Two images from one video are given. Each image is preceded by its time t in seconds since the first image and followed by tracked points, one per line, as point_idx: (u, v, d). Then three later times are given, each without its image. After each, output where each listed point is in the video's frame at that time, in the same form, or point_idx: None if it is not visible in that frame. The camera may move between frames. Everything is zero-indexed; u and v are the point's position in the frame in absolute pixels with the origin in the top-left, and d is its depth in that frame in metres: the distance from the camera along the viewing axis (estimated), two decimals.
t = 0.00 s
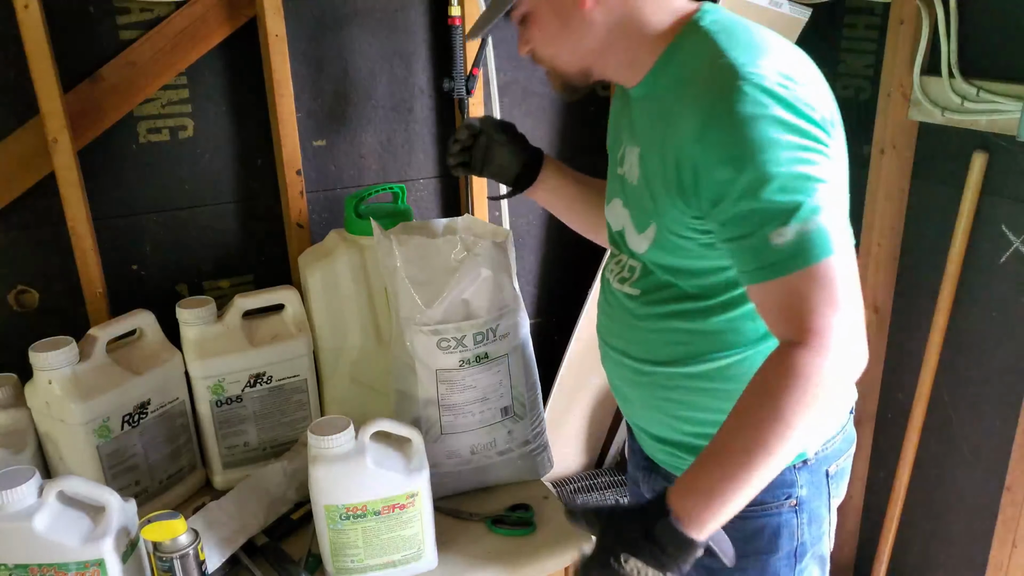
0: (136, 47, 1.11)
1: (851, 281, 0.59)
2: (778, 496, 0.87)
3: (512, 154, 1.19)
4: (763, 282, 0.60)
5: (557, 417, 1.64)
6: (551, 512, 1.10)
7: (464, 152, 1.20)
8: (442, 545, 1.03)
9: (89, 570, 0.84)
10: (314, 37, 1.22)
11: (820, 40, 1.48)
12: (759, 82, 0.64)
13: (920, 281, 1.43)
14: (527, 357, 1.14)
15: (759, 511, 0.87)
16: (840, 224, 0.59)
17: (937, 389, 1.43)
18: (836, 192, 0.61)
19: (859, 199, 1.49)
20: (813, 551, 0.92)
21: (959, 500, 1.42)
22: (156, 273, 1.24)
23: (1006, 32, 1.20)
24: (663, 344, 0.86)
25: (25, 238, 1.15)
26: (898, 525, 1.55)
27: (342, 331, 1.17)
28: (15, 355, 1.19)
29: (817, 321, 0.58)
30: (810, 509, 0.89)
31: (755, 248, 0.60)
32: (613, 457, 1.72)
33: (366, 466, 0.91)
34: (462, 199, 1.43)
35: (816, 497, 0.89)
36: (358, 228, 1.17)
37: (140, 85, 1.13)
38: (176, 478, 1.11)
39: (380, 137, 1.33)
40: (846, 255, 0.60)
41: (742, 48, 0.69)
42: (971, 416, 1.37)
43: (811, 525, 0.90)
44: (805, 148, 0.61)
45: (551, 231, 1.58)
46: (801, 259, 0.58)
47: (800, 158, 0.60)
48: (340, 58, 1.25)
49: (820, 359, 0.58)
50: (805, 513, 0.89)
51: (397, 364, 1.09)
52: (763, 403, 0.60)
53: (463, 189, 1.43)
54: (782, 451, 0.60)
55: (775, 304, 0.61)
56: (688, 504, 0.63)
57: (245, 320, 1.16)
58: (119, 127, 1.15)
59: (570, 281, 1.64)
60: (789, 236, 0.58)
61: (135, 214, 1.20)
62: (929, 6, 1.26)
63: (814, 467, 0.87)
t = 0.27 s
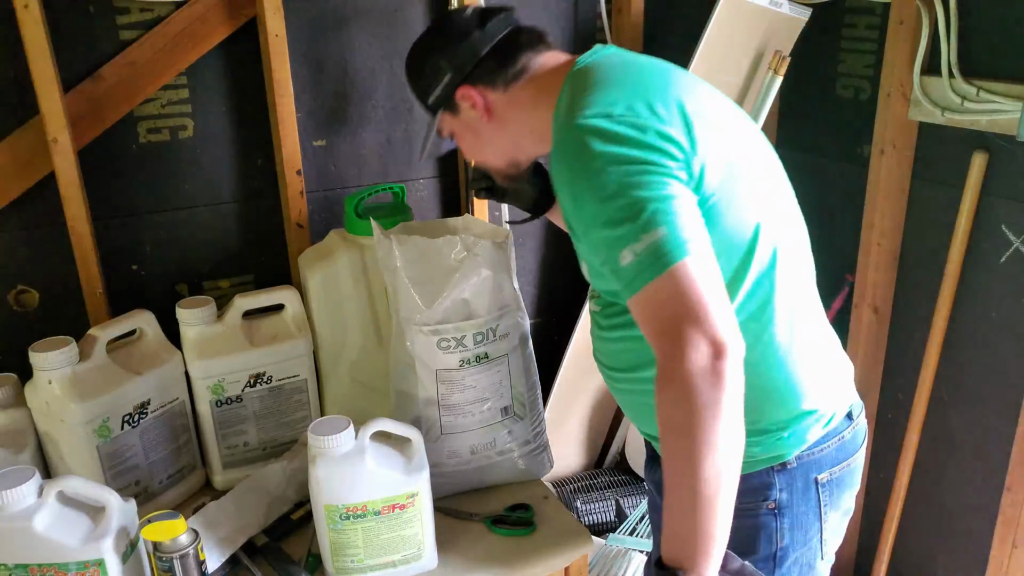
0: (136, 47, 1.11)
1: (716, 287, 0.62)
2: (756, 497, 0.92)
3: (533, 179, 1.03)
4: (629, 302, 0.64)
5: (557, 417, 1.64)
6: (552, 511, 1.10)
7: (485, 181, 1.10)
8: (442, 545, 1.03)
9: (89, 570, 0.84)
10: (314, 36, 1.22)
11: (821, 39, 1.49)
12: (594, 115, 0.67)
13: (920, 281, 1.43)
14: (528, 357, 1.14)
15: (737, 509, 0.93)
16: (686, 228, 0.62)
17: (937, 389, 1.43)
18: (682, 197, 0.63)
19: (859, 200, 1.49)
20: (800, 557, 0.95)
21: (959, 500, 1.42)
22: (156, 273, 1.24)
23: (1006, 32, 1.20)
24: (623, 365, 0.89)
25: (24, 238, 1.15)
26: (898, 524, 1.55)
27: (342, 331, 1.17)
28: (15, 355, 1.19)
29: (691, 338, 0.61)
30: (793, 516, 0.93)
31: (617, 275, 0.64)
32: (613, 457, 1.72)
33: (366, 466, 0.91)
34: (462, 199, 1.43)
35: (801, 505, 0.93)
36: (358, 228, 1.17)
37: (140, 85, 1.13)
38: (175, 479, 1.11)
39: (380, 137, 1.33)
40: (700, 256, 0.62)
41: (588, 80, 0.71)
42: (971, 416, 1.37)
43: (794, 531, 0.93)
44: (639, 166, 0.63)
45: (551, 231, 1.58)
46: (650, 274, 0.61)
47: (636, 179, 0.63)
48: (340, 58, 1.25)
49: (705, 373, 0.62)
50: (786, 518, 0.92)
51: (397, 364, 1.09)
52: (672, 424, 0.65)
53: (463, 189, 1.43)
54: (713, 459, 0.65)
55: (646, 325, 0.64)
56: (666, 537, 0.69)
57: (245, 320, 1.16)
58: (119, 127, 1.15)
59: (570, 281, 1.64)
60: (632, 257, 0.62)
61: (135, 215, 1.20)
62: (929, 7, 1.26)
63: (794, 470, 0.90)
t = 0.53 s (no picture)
0: (136, 47, 1.11)
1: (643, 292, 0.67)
2: (735, 500, 0.93)
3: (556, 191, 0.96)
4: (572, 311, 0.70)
5: (557, 417, 1.64)
6: (552, 511, 1.10)
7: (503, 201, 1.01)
8: (442, 545, 1.03)
9: (89, 570, 0.84)
10: (314, 36, 1.22)
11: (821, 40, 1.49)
12: (539, 142, 0.73)
13: (921, 281, 1.43)
14: (528, 357, 1.14)
15: (718, 512, 0.95)
16: (619, 239, 0.66)
17: (937, 389, 1.43)
18: (616, 212, 0.68)
19: (859, 200, 1.49)
20: (780, 561, 0.96)
21: (959, 500, 1.42)
22: (156, 273, 1.24)
23: (1006, 32, 1.19)
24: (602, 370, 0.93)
25: (24, 238, 1.15)
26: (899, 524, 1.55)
27: (342, 332, 1.17)
28: (15, 356, 1.19)
29: (627, 344, 0.67)
30: (772, 520, 0.94)
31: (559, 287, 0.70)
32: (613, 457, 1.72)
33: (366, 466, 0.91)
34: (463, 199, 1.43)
35: (781, 511, 0.94)
36: (358, 228, 1.17)
37: (140, 85, 1.13)
38: (175, 478, 1.11)
39: (380, 137, 1.33)
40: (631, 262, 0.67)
41: (538, 110, 0.78)
42: (972, 416, 1.37)
43: (772, 535, 0.95)
44: (573, 187, 0.69)
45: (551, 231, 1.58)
46: (584, 286, 0.66)
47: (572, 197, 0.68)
48: (340, 58, 1.25)
49: (640, 375, 0.67)
50: (765, 523, 0.94)
51: (397, 364, 1.09)
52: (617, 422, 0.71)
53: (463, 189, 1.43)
54: (658, 452, 0.70)
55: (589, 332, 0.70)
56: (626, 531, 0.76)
57: (245, 320, 1.16)
58: (119, 127, 1.15)
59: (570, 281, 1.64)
60: (567, 271, 0.67)
61: (134, 215, 1.20)
62: (930, 7, 1.26)
63: (775, 474, 0.91)
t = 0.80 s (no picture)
0: (136, 47, 1.11)
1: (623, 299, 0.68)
2: (721, 501, 0.93)
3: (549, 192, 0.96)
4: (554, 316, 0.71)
5: (557, 417, 1.64)
6: (552, 512, 1.10)
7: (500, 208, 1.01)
8: (442, 545, 1.03)
9: (89, 570, 0.84)
10: (314, 36, 1.22)
11: (821, 40, 1.49)
12: (523, 149, 0.73)
13: (921, 281, 1.43)
14: (528, 357, 1.15)
15: (706, 512, 0.95)
16: (599, 245, 0.67)
17: (937, 389, 1.43)
18: (598, 220, 0.69)
19: (860, 200, 1.49)
20: (769, 562, 0.96)
21: (959, 499, 1.42)
22: (156, 273, 1.24)
23: (1006, 31, 1.19)
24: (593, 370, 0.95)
25: (25, 238, 1.15)
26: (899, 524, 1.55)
27: (342, 332, 1.17)
28: (15, 356, 1.19)
29: (602, 351, 0.68)
30: (761, 522, 0.93)
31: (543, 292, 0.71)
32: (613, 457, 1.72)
33: (366, 466, 0.91)
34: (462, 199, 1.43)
35: (770, 513, 0.93)
36: (358, 228, 1.18)
37: (140, 85, 1.13)
38: (176, 478, 1.11)
39: (380, 137, 1.33)
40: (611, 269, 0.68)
41: (525, 116, 0.78)
42: (972, 416, 1.37)
43: (760, 537, 0.94)
44: (556, 195, 0.70)
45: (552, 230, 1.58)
46: (564, 293, 0.68)
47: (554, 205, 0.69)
48: (340, 58, 1.25)
49: (614, 382, 0.69)
50: (754, 525, 0.93)
51: (397, 364, 1.09)
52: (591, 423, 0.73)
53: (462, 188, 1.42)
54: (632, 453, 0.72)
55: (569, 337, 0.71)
56: (601, 525, 0.79)
57: (245, 320, 1.16)
58: (119, 127, 1.15)
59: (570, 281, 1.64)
60: (550, 277, 0.69)
61: (134, 215, 1.20)
62: (930, 7, 1.26)
63: (763, 476, 0.91)
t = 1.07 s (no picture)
0: (136, 47, 1.11)
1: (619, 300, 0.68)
2: (718, 501, 0.93)
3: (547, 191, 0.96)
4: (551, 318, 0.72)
5: (557, 417, 1.64)
6: (552, 512, 1.10)
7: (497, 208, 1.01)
8: (442, 545, 1.03)
9: (89, 570, 0.84)
10: (314, 36, 1.22)
11: (821, 40, 1.49)
12: (519, 151, 0.74)
13: (921, 281, 1.43)
14: (528, 357, 1.15)
15: (704, 512, 0.95)
16: (594, 247, 0.67)
17: (937, 389, 1.43)
18: (594, 222, 0.69)
19: (859, 199, 1.49)
20: (766, 563, 0.95)
21: (959, 499, 1.42)
22: (156, 273, 1.24)
23: (1006, 32, 1.20)
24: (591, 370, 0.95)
25: (25, 238, 1.15)
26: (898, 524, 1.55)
27: (342, 331, 1.17)
28: (15, 356, 1.19)
29: (597, 353, 0.68)
30: (759, 523, 0.93)
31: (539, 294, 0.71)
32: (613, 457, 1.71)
33: (366, 466, 0.91)
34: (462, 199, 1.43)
35: (767, 513, 0.93)
36: (358, 228, 1.17)
37: (140, 85, 1.13)
38: (176, 478, 1.11)
39: (380, 137, 1.33)
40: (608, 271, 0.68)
41: (522, 117, 0.78)
42: (972, 415, 1.37)
43: (758, 537, 0.94)
44: (552, 196, 0.70)
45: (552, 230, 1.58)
46: (559, 295, 0.68)
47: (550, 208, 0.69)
48: (340, 58, 1.25)
49: (608, 384, 0.69)
50: (751, 526, 0.93)
51: (397, 364, 1.09)
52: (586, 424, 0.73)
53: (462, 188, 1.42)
54: (626, 454, 0.72)
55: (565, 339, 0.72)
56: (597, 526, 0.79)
57: (245, 320, 1.16)
58: (119, 127, 1.15)
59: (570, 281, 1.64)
60: (545, 279, 0.69)
61: (135, 215, 1.20)
62: (929, 7, 1.26)
63: (760, 476, 0.91)
